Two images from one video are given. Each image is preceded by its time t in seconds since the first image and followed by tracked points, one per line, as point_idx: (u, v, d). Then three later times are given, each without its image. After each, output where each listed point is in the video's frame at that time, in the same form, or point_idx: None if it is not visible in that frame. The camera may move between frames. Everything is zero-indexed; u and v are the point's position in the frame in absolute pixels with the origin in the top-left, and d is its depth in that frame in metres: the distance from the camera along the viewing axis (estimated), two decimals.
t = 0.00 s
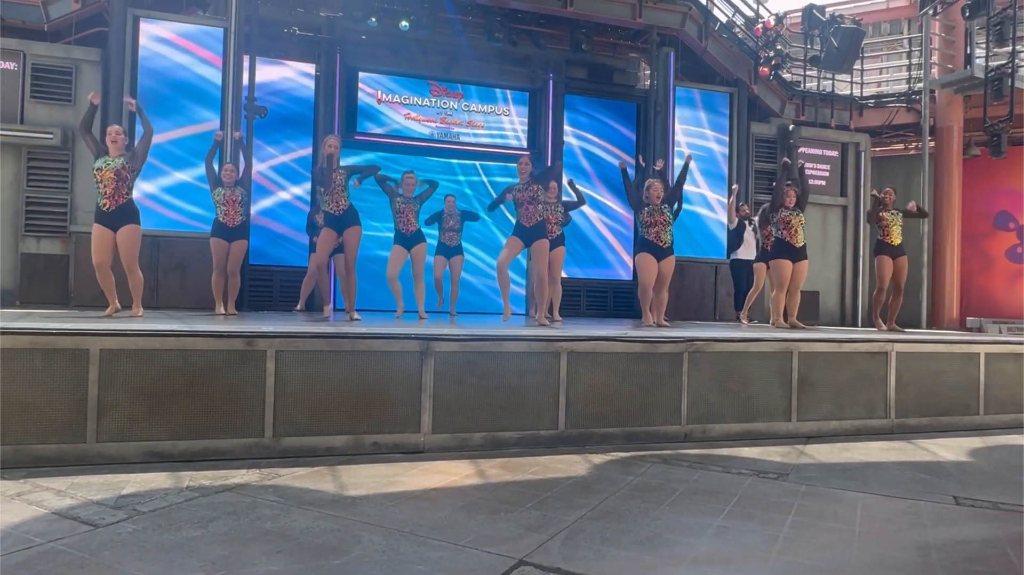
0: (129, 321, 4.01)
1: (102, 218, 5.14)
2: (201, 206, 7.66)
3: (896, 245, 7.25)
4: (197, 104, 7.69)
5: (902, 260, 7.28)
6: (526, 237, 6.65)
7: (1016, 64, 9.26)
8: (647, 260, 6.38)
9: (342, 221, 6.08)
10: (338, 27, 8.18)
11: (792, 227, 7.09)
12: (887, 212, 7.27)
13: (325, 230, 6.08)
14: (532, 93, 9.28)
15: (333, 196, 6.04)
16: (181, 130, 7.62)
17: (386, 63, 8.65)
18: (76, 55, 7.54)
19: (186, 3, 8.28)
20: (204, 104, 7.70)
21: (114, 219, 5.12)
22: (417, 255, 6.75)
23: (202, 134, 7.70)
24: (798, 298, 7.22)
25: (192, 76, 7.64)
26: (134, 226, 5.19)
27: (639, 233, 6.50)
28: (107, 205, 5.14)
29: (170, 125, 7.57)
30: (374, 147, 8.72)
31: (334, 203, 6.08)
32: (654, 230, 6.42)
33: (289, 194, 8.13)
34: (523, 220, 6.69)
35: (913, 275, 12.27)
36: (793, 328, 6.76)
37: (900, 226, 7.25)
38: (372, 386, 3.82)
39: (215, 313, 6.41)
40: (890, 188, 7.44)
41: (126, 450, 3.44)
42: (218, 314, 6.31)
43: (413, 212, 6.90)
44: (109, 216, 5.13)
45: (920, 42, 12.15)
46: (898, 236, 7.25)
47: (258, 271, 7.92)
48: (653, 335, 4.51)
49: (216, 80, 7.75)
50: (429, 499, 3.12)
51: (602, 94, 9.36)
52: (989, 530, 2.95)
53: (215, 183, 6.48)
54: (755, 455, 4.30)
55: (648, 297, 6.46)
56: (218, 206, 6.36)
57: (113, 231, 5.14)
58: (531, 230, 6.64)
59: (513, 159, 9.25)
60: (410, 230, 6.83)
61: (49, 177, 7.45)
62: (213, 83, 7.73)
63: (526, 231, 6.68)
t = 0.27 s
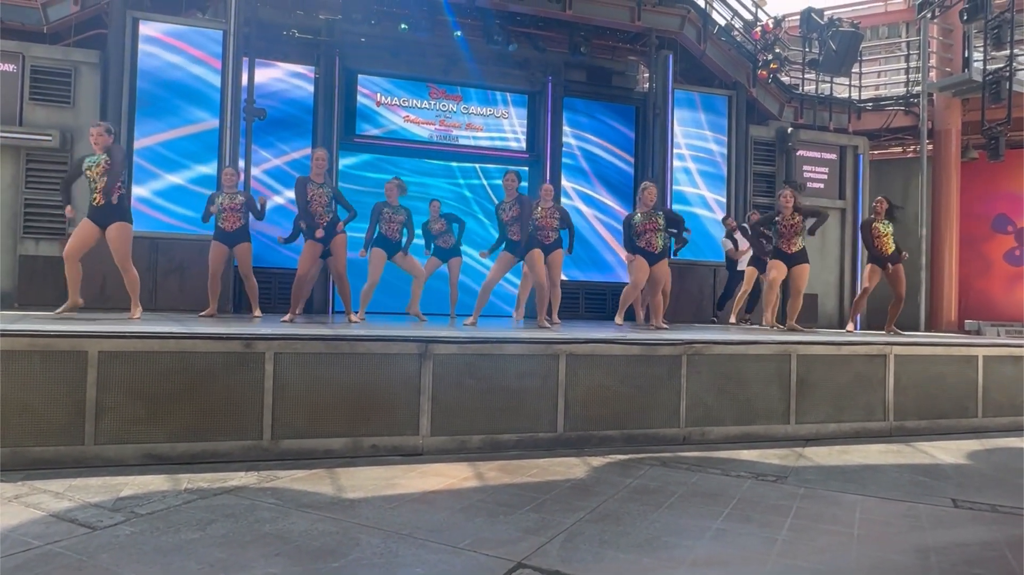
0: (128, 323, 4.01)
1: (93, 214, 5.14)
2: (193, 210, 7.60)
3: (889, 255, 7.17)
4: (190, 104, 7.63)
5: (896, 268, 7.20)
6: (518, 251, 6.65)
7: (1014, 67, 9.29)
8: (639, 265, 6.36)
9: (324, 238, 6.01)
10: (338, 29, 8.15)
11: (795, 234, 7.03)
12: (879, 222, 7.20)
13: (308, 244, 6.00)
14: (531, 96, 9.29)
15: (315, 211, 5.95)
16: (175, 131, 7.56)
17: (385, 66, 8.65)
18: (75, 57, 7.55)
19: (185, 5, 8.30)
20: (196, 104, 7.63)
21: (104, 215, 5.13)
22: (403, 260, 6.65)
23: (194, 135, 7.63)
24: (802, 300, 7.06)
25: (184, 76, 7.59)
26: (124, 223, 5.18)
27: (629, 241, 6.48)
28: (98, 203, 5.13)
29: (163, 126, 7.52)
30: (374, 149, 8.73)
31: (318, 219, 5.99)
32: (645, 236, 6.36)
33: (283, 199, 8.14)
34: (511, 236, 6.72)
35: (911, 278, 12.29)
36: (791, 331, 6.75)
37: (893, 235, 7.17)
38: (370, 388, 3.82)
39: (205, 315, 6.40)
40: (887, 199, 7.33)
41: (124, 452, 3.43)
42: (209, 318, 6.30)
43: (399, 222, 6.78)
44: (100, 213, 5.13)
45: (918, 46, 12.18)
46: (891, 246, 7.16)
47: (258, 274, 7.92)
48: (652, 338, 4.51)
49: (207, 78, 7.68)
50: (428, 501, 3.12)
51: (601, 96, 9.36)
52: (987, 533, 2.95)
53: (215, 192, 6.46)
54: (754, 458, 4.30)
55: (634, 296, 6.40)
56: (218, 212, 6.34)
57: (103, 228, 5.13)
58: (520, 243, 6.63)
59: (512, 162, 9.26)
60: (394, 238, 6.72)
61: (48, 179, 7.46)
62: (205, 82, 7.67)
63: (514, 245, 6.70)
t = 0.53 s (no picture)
0: (122, 326, 4.00)
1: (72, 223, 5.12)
2: (183, 214, 7.61)
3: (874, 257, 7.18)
4: (180, 104, 7.59)
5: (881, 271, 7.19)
6: (491, 247, 6.34)
7: (1007, 72, 9.34)
8: (620, 267, 6.31)
9: (310, 231, 5.90)
10: (334, 33, 8.20)
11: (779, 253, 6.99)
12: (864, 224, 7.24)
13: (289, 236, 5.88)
14: (527, 99, 9.31)
15: (304, 205, 5.83)
16: (166, 133, 7.54)
17: (381, 69, 8.64)
18: (70, 59, 7.53)
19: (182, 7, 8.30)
20: (186, 105, 7.60)
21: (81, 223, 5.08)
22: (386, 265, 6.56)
23: (184, 137, 7.61)
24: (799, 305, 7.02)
25: (172, 78, 7.55)
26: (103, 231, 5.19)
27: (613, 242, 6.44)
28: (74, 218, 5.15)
29: (153, 128, 7.49)
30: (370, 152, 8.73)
31: (304, 213, 5.87)
32: (628, 238, 6.36)
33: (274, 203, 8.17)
34: (489, 228, 6.36)
35: (906, 282, 12.35)
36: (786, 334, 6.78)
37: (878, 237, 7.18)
38: (365, 392, 3.81)
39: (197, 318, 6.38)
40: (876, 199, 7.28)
41: (118, 456, 3.42)
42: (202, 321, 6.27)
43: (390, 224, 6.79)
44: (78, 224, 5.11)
45: (912, 50, 12.24)
46: (876, 248, 7.17)
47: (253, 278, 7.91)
48: (648, 341, 4.52)
49: (198, 78, 7.64)
50: (423, 504, 3.12)
51: (597, 100, 9.40)
52: (981, 536, 2.96)
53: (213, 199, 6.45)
54: (750, 461, 4.31)
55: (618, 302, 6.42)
56: (218, 216, 6.31)
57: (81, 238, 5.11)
58: (496, 237, 6.32)
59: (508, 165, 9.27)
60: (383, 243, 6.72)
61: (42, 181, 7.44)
62: (195, 82, 7.63)
63: (491, 238, 6.35)
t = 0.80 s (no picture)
0: (121, 328, 3.99)
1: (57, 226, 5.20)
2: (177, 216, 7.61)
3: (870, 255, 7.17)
4: (174, 105, 7.57)
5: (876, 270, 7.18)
6: (479, 243, 6.32)
7: (1005, 75, 9.37)
8: (615, 264, 6.30)
9: (305, 229, 5.87)
10: (334, 34, 8.22)
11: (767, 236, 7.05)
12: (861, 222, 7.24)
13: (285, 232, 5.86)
14: (526, 101, 9.33)
15: (302, 204, 5.84)
16: (160, 133, 7.52)
17: (380, 71, 8.64)
18: (69, 60, 7.53)
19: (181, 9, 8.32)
20: (180, 104, 7.58)
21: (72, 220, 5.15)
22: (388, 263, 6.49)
23: (175, 137, 7.57)
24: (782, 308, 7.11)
25: (164, 77, 7.52)
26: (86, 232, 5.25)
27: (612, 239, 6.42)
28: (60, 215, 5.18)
29: (146, 129, 7.48)
30: (370, 154, 8.73)
31: (304, 211, 5.88)
32: (625, 239, 6.36)
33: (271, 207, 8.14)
34: (478, 224, 6.36)
35: (904, 284, 12.36)
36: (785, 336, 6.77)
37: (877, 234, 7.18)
38: (363, 393, 3.81)
39: (194, 319, 6.37)
40: (875, 199, 7.18)
41: (116, 458, 3.41)
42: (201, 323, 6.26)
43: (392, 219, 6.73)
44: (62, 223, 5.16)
45: (910, 53, 12.29)
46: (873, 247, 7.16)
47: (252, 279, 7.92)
48: (647, 343, 4.52)
49: (192, 78, 7.61)
50: (422, 506, 3.11)
51: (596, 102, 9.43)
52: (979, 538, 2.96)
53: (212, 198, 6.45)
54: (748, 463, 4.31)
55: (615, 304, 6.46)
56: (214, 216, 6.31)
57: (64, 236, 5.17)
58: (485, 236, 6.31)
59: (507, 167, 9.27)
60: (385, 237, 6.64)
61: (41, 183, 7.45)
62: (188, 82, 7.59)
63: (480, 236, 6.34)
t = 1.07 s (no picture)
0: (120, 329, 3.99)
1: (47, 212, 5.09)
2: (168, 218, 7.63)
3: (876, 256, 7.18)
4: (166, 105, 7.56)
5: (883, 271, 7.19)
6: (480, 253, 6.33)
7: (1003, 77, 9.37)
8: (620, 267, 6.29)
9: (309, 238, 5.90)
10: (333, 35, 8.22)
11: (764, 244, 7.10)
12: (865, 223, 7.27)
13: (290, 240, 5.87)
14: (525, 103, 9.33)
15: (311, 212, 5.86)
16: (153, 134, 7.53)
17: (379, 73, 8.65)
18: (68, 61, 7.52)
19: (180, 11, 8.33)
20: (172, 104, 7.57)
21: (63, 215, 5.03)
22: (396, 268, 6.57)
23: (166, 138, 7.55)
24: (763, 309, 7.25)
25: (154, 77, 7.49)
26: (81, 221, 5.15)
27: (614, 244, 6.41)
28: (52, 198, 5.08)
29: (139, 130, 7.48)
30: (369, 156, 8.74)
31: (310, 219, 5.89)
32: (631, 240, 6.36)
33: (266, 210, 8.06)
34: (478, 235, 6.36)
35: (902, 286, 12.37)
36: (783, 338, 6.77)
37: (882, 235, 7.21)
38: (362, 395, 3.81)
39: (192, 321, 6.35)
40: (878, 199, 7.22)
41: (114, 459, 3.41)
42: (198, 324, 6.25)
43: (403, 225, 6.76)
44: (54, 213, 5.09)
45: (909, 55, 12.31)
46: (878, 247, 7.18)
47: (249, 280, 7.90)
48: (646, 345, 4.52)
49: (185, 78, 7.61)
50: (420, 508, 3.11)
51: (595, 104, 9.44)
52: (977, 540, 2.96)
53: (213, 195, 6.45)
54: (747, 464, 4.31)
55: (615, 306, 6.34)
56: (218, 215, 6.30)
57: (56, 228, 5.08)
58: (487, 246, 6.34)
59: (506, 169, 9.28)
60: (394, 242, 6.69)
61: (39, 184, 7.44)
62: (182, 82, 7.60)
63: (481, 245, 6.36)
